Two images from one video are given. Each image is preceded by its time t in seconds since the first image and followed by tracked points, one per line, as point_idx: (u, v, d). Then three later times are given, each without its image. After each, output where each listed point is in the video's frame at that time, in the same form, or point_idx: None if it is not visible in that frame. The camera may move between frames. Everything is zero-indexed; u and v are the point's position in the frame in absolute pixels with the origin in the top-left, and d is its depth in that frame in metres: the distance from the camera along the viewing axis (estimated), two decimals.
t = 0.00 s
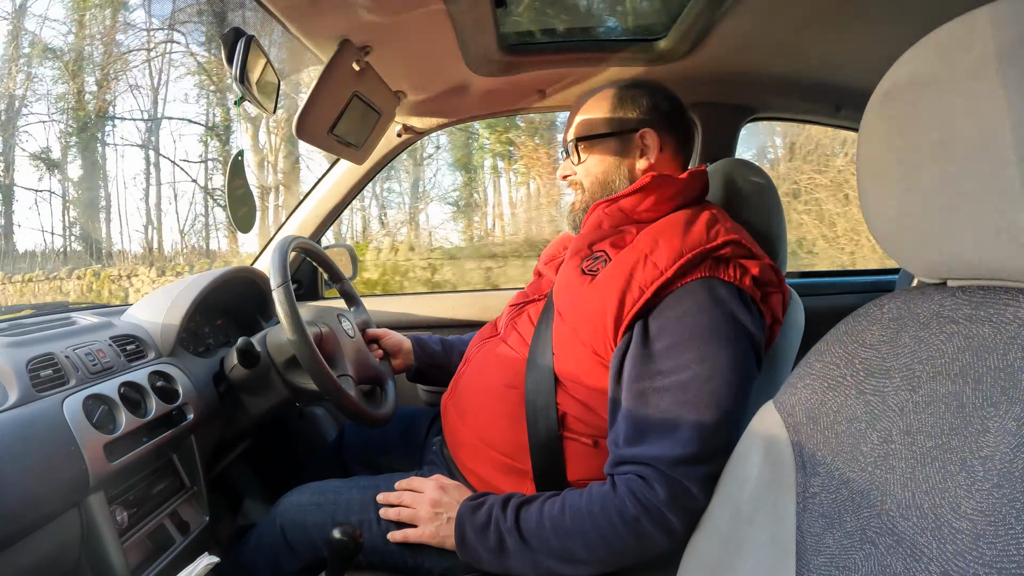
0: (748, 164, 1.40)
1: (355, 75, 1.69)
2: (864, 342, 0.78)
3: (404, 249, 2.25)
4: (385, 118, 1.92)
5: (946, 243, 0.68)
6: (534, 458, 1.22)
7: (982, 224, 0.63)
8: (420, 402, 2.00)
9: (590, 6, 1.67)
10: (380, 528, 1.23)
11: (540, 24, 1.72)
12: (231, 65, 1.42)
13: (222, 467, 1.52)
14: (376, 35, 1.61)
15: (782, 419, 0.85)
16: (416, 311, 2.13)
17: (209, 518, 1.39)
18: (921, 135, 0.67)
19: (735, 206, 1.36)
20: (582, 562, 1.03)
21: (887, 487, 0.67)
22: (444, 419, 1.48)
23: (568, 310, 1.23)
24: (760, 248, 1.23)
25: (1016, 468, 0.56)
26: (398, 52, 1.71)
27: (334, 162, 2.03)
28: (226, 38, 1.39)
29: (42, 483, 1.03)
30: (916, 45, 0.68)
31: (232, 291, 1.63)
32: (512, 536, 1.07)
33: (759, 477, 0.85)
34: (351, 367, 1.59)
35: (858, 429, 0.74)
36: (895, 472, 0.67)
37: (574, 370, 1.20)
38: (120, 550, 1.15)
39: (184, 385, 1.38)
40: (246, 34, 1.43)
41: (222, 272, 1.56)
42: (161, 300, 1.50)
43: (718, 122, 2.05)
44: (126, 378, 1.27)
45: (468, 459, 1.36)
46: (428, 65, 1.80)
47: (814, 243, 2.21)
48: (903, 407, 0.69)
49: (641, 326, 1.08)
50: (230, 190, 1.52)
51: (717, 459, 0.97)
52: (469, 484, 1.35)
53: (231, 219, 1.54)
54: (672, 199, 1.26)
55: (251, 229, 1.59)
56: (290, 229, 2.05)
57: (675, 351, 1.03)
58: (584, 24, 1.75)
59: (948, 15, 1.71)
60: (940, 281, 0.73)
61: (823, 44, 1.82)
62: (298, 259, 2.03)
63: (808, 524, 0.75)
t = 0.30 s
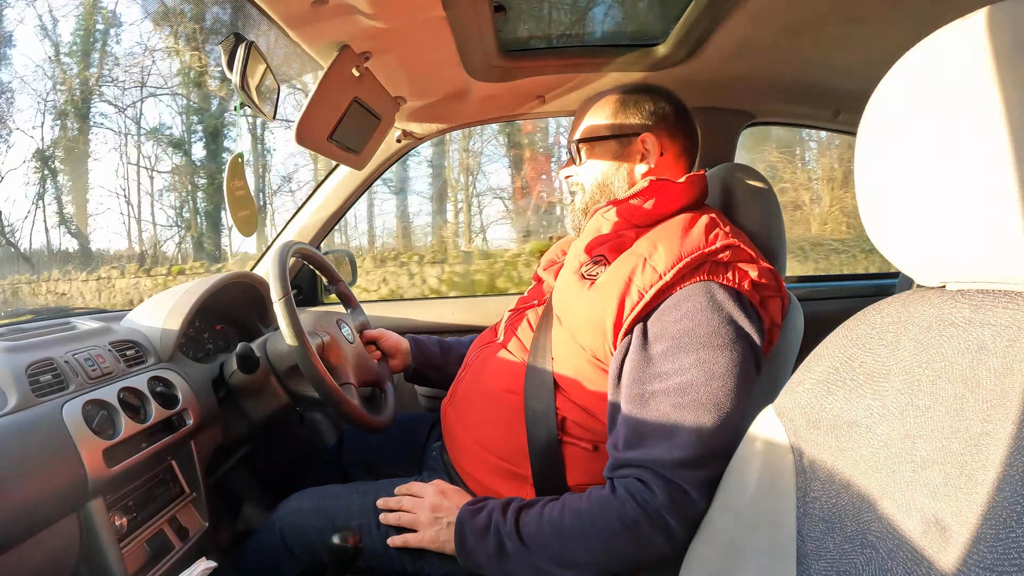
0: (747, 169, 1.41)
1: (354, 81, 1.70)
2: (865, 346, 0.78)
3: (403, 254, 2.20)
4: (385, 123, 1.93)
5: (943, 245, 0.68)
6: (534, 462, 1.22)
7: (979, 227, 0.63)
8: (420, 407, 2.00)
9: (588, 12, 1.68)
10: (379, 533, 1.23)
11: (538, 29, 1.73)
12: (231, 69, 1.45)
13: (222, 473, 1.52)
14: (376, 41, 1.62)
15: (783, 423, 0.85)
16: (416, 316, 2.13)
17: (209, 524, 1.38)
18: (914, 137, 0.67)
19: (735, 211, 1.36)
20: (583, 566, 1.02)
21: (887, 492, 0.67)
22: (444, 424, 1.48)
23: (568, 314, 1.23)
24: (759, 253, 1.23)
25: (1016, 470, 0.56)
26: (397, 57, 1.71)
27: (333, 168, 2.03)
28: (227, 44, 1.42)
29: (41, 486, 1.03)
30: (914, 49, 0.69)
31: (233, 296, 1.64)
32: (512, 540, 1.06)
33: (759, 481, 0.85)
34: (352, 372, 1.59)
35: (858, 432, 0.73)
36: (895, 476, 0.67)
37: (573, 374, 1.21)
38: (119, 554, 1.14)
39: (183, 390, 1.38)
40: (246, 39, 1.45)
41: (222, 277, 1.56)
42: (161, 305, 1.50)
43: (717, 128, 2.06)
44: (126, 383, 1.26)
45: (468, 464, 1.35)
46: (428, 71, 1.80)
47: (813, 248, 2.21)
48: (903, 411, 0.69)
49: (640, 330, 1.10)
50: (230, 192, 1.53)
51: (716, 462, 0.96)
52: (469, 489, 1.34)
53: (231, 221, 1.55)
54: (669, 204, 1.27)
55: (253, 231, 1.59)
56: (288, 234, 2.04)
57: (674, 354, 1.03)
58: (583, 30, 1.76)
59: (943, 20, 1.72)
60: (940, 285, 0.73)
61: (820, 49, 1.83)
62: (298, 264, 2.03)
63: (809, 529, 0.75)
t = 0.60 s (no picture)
0: (745, 170, 1.41)
1: (353, 81, 1.70)
2: (863, 348, 0.78)
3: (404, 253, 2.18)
4: (384, 123, 1.92)
5: (941, 245, 0.68)
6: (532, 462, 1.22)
7: (979, 227, 0.63)
8: (418, 407, 2.00)
9: (587, 12, 1.68)
10: (378, 534, 1.23)
11: (537, 29, 1.73)
12: (230, 69, 1.43)
13: (220, 473, 1.52)
14: (374, 40, 1.62)
15: (782, 424, 0.85)
16: (415, 316, 2.13)
17: (207, 524, 1.37)
18: (914, 137, 0.67)
19: (733, 211, 1.36)
20: (580, 566, 1.02)
21: (885, 492, 0.67)
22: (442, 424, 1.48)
23: (565, 314, 1.23)
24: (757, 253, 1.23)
25: (1014, 471, 0.56)
26: (396, 57, 1.71)
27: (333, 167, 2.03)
28: (225, 43, 1.40)
29: (38, 485, 1.02)
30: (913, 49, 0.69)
31: (231, 296, 1.64)
32: (510, 540, 1.06)
33: (757, 482, 0.85)
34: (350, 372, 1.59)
35: (857, 433, 0.74)
36: (893, 477, 0.67)
37: (571, 374, 1.21)
38: (117, 554, 1.14)
39: (182, 390, 1.38)
40: (245, 39, 1.43)
41: (220, 277, 1.56)
42: (159, 306, 1.50)
43: (717, 128, 2.06)
44: (125, 383, 1.26)
45: (465, 464, 1.35)
46: (427, 70, 1.80)
47: (813, 249, 2.21)
48: (903, 412, 0.69)
49: (636, 329, 1.10)
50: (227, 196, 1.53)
51: (714, 462, 0.96)
52: (467, 489, 1.34)
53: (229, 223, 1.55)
54: (667, 203, 1.27)
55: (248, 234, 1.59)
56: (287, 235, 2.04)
57: (671, 353, 1.03)
58: (582, 30, 1.76)
59: (940, 21, 1.72)
60: (937, 286, 0.73)
61: (819, 49, 1.83)
62: (297, 265, 2.02)
63: (807, 529, 0.75)
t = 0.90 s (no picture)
0: (744, 170, 1.41)
1: (351, 84, 1.70)
2: (864, 346, 0.78)
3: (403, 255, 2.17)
4: (382, 125, 1.93)
5: (941, 243, 0.68)
6: (532, 462, 1.22)
7: (979, 225, 0.63)
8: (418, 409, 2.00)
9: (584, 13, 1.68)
10: (378, 535, 1.23)
11: (535, 31, 1.73)
12: (228, 73, 1.43)
13: (220, 476, 1.51)
14: (372, 42, 1.62)
15: (782, 423, 0.85)
16: (414, 318, 2.13)
17: (208, 527, 1.37)
18: (914, 137, 0.67)
19: (731, 211, 1.36)
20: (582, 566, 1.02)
21: (887, 490, 0.67)
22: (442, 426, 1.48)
23: (562, 311, 1.24)
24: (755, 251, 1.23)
25: (1016, 468, 0.56)
26: (394, 59, 1.71)
27: (330, 170, 2.03)
28: (223, 48, 1.40)
29: (36, 490, 1.02)
30: (912, 47, 0.69)
31: (230, 299, 1.64)
32: (510, 540, 1.06)
33: (757, 481, 0.85)
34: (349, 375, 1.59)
35: (858, 432, 0.73)
36: (895, 475, 0.67)
37: (569, 372, 1.21)
38: (118, 558, 1.13)
39: (181, 394, 1.38)
40: (243, 42, 1.43)
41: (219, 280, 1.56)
42: (158, 310, 1.50)
43: (715, 128, 2.06)
44: (124, 387, 1.26)
45: (465, 465, 1.35)
46: (425, 72, 1.80)
47: (813, 247, 2.21)
48: (903, 410, 0.69)
49: (633, 326, 1.10)
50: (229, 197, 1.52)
51: (714, 460, 0.96)
52: (467, 490, 1.34)
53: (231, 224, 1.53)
54: (664, 201, 1.27)
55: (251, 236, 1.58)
56: (285, 238, 2.05)
57: (667, 350, 1.03)
58: (580, 31, 1.76)
59: (936, 20, 1.73)
60: (937, 284, 0.73)
61: (817, 48, 1.83)
62: (296, 267, 2.02)
63: (809, 528, 0.75)
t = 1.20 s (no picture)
0: (748, 168, 1.40)
1: (352, 79, 1.70)
2: (863, 344, 0.78)
3: (403, 252, 2.17)
4: (383, 122, 1.92)
5: (942, 242, 0.68)
6: (532, 459, 1.22)
7: (979, 225, 0.63)
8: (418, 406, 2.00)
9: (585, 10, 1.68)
10: (378, 531, 1.23)
11: (535, 27, 1.73)
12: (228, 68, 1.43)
13: (221, 472, 1.51)
14: (373, 37, 1.62)
15: (781, 421, 0.85)
16: (414, 314, 2.13)
17: (208, 522, 1.38)
18: (916, 135, 0.67)
19: (736, 209, 1.35)
20: (582, 563, 1.02)
21: (886, 488, 0.67)
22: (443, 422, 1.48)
23: (567, 308, 1.23)
24: (758, 250, 1.23)
25: (1015, 467, 0.56)
26: (395, 55, 1.71)
27: (330, 165, 2.02)
28: (223, 42, 1.40)
29: (36, 483, 1.02)
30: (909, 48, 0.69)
31: (231, 294, 1.64)
32: (510, 537, 1.06)
33: (757, 479, 0.85)
34: (350, 370, 1.59)
35: (857, 430, 0.73)
36: (894, 473, 0.67)
37: (571, 369, 1.21)
38: (118, 552, 1.14)
39: (181, 388, 1.38)
40: (243, 37, 1.43)
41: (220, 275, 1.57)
42: (158, 305, 1.50)
43: (716, 126, 2.06)
44: (124, 382, 1.26)
45: (466, 461, 1.36)
46: (425, 68, 1.80)
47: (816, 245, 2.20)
48: (902, 409, 0.69)
49: (638, 323, 1.09)
50: (227, 193, 1.52)
51: (714, 458, 0.96)
52: (467, 486, 1.34)
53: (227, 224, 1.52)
54: (668, 199, 1.26)
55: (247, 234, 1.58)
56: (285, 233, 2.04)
57: (670, 348, 1.03)
58: (581, 28, 1.75)
59: (938, 17, 1.72)
60: (937, 283, 0.73)
61: (819, 46, 1.82)
62: (297, 263, 2.02)
63: (808, 526, 0.75)
